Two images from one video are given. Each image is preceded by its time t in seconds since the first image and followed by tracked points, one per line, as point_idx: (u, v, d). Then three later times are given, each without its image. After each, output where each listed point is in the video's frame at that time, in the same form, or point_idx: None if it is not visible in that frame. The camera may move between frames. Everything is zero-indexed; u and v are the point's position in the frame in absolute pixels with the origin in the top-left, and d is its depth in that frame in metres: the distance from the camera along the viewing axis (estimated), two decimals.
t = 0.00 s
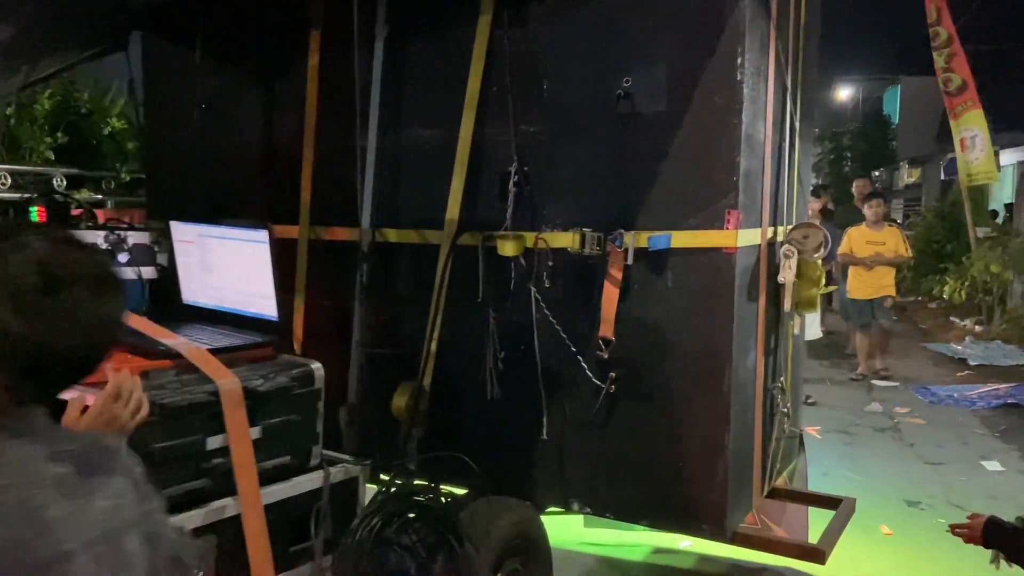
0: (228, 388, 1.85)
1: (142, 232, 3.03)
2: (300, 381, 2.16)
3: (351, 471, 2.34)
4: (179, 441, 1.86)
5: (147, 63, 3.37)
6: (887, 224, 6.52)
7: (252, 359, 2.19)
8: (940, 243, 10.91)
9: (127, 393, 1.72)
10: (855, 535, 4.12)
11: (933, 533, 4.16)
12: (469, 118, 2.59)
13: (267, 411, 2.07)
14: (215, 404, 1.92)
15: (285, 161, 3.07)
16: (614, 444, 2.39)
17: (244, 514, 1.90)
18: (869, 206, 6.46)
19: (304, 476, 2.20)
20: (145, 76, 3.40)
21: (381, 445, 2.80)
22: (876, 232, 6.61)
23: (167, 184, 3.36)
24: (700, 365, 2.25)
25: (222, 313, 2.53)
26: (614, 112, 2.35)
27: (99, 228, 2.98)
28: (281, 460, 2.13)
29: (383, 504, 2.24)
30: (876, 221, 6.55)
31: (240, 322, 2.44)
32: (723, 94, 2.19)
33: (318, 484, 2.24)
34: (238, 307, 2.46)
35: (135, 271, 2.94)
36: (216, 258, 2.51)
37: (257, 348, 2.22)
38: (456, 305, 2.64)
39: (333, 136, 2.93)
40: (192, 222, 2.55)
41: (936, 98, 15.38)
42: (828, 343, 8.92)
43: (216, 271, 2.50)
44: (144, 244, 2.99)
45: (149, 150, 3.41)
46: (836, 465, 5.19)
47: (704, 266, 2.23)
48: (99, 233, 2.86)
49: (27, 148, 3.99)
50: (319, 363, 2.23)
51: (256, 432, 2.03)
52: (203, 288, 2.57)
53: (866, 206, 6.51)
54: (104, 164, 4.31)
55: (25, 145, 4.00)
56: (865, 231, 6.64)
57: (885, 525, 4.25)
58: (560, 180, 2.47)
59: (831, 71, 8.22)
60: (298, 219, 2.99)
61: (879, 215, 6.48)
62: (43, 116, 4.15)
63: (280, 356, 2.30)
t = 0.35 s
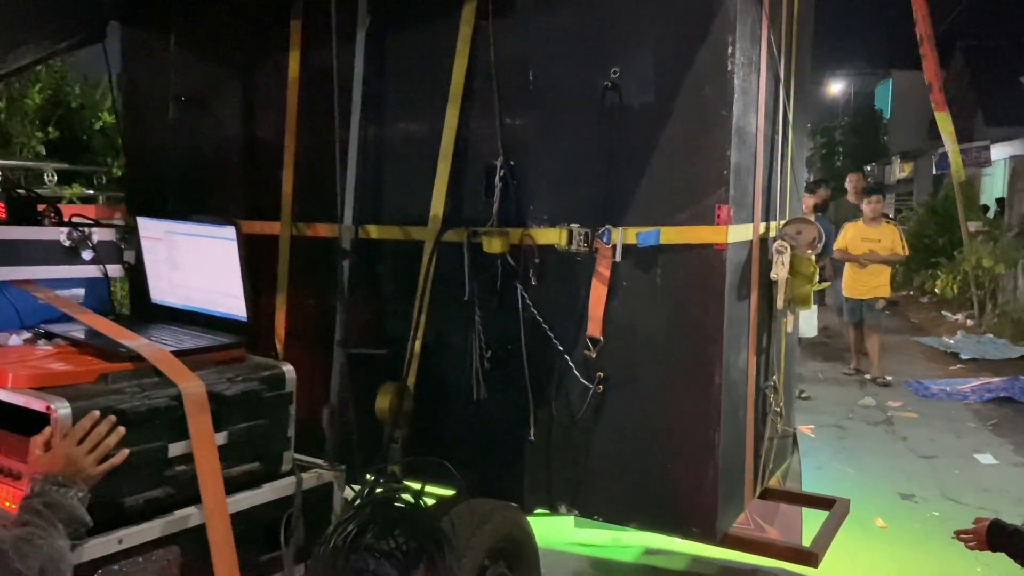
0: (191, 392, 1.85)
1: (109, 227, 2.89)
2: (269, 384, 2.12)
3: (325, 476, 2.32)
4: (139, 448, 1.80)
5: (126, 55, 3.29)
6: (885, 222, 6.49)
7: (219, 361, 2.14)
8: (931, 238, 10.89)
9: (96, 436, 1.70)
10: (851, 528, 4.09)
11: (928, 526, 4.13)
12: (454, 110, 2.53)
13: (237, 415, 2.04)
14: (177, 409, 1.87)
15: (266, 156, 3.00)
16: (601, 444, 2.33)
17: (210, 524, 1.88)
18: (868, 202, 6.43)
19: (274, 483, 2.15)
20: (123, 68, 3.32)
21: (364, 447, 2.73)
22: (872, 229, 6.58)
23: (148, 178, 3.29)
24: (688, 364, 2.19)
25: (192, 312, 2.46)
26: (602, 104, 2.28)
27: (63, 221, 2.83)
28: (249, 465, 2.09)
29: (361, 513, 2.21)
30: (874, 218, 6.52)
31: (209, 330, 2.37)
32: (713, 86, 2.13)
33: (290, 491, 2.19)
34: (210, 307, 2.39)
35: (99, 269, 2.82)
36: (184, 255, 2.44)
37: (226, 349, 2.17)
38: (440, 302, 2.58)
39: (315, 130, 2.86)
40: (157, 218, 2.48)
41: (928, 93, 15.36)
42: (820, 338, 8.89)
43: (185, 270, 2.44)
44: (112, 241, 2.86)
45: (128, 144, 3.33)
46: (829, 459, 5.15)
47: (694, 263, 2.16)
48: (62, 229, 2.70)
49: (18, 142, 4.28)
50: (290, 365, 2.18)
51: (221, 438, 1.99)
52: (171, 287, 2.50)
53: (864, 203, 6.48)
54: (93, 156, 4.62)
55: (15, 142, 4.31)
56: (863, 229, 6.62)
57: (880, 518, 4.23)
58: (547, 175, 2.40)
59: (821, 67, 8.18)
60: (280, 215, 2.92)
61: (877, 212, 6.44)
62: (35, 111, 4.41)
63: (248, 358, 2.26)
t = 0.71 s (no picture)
0: (163, 392, 1.79)
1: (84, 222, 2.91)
2: (248, 384, 2.07)
3: (306, 478, 2.32)
4: (106, 453, 1.76)
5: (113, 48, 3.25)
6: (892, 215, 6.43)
7: (197, 361, 2.09)
8: (927, 232, 10.86)
9: (58, 446, 1.66)
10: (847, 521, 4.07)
11: (926, 517, 4.11)
12: (445, 104, 2.48)
13: (217, 417, 2.00)
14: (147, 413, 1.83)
15: (255, 151, 2.95)
16: (594, 444, 2.30)
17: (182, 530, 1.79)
18: (877, 194, 6.36)
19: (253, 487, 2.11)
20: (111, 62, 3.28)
21: (354, 446, 2.69)
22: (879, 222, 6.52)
23: (136, 173, 3.25)
24: (682, 363, 2.15)
25: (169, 310, 2.42)
26: (595, 97, 2.24)
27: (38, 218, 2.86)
28: (226, 469, 2.04)
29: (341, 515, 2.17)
30: (881, 211, 6.45)
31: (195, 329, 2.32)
32: (707, 79, 2.09)
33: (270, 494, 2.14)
34: (186, 304, 2.35)
35: (75, 266, 2.84)
36: (160, 252, 2.40)
37: (204, 349, 2.12)
38: (431, 299, 2.54)
39: (304, 125, 2.82)
40: (133, 214, 2.45)
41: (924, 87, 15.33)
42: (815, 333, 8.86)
43: (161, 267, 2.40)
44: (87, 236, 2.89)
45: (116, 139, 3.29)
46: (826, 451, 5.12)
47: (688, 260, 2.12)
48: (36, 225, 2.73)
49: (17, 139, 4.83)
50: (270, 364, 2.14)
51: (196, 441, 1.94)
52: (148, 285, 2.46)
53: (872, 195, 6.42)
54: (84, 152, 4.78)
55: (16, 136, 4.72)
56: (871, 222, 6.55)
57: (878, 509, 4.21)
58: (538, 169, 2.36)
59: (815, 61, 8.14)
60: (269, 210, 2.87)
61: (886, 204, 6.38)
62: (34, 108, 4.94)
63: (226, 357, 2.20)
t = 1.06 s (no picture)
0: (129, 401, 1.76)
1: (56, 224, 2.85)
2: (221, 392, 2.02)
3: (283, 489, 2.24)
4: (69, 464, 1.70)
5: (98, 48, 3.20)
6: (893, 216, 6.36)
7: (166, 369, 2.06)
8: (923, 232, 10.84)
9: (14, 462, 1.59)
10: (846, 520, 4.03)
11: (925, 516, 4.07)
12: (433, 103, 2.44)
13: (195, 425, 1.95)
14: (114, 422, 1.77)
15: (241, 152, 2.90)
16: (585, 450, 2.25)
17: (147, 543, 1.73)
18: (878, 195, 6.29)
19: (229, 498, 2.04)
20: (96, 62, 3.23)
21: (342, 452, 2.65)
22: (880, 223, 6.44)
23: (121, 174, 3.20)
24: (674, 367, 2.10)
25: (142, 316, 2.38)
26: (585, 96, 2.20)
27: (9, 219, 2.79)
28: (199, 480, 1.96)
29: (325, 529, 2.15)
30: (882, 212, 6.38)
31: (177, 334, 2.27)
32: (699, 78, 2.04)
33: (246, 506, 2.08)
34: (160, 310, 2.31)
35: (47, 271, 2.79)
36: (133, 256, 2.35)
37: (175, 356, 2.09)
38: (419, 302, 2.50)
39: (291, 125, 2.77)
40: (106, 216, 2.39)
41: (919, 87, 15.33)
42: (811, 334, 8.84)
43: (133, 272, 2.36)
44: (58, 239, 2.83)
45: (101, 140, 3.24)
46: (822, 450, 5.09)
47: (680, 262, 2.08)
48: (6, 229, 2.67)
49: (14, 141, 4.88)
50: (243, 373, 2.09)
51: (166, 451, 1.87)
52: (120, 291, 2.43)
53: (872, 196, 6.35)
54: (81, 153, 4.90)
55: (13, 138, 4.88)
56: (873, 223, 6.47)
57: (877, 509, 4.17)
58: (528, 169, 2.32)
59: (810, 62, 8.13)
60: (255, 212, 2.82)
61: (887, 206, 6.31)
62: (33, 109, 5.06)
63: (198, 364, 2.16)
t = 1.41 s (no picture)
0: (64, 423, 1.46)
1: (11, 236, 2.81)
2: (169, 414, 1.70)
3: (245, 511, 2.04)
4: None
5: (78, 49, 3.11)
6: (897, 218, 6.24)
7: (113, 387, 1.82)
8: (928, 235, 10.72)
9: None
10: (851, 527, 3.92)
11: (932, 523, 3.96)
12: (416, 104, 2.35)
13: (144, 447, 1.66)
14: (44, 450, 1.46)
15: (222, 156, 2.81)
16: (574, 466, 2.15)
17: None
18: (879, 198, 6.11)
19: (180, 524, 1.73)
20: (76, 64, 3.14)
21: (323, 466, 2.55)
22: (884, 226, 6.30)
23: (101, 180, 3.11)
24: (665, 380, 2.01)
25: (92, 328, 2.28)
26: (571, 95, 2.10)
27: None
28: (144, 507, 1.65)
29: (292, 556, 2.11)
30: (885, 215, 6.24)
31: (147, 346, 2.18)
32: (690, 76, 1.95)
33: (197, 533, 1.75)
34: (107, 323, 2.21)
35: None
36: (80, 265, 2.26)
37: (121, 372, 1.84)
38: (402, 310, 2.40)
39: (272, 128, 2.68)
40: (53, 224, 2.31)
41: (924, 88, 15.21)
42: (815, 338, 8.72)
43: (81, 283, 2.26)
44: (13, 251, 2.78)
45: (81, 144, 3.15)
46: (826, 456, 4.97)
47: (671, 270, 1.98)
48: None
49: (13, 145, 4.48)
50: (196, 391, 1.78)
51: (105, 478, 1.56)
52: (70, 302, 2.34)
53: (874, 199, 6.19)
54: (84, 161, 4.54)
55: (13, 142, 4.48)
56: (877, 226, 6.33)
57: (883, 515, 4.06)
58: (513, 173, 2.22)
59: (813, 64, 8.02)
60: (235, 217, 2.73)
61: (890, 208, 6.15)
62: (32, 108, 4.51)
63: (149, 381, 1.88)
